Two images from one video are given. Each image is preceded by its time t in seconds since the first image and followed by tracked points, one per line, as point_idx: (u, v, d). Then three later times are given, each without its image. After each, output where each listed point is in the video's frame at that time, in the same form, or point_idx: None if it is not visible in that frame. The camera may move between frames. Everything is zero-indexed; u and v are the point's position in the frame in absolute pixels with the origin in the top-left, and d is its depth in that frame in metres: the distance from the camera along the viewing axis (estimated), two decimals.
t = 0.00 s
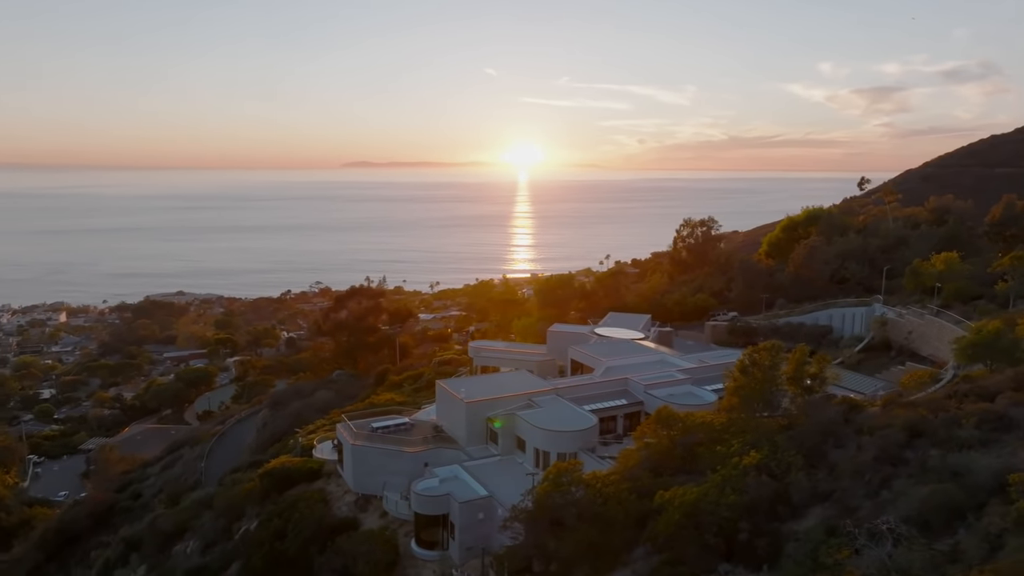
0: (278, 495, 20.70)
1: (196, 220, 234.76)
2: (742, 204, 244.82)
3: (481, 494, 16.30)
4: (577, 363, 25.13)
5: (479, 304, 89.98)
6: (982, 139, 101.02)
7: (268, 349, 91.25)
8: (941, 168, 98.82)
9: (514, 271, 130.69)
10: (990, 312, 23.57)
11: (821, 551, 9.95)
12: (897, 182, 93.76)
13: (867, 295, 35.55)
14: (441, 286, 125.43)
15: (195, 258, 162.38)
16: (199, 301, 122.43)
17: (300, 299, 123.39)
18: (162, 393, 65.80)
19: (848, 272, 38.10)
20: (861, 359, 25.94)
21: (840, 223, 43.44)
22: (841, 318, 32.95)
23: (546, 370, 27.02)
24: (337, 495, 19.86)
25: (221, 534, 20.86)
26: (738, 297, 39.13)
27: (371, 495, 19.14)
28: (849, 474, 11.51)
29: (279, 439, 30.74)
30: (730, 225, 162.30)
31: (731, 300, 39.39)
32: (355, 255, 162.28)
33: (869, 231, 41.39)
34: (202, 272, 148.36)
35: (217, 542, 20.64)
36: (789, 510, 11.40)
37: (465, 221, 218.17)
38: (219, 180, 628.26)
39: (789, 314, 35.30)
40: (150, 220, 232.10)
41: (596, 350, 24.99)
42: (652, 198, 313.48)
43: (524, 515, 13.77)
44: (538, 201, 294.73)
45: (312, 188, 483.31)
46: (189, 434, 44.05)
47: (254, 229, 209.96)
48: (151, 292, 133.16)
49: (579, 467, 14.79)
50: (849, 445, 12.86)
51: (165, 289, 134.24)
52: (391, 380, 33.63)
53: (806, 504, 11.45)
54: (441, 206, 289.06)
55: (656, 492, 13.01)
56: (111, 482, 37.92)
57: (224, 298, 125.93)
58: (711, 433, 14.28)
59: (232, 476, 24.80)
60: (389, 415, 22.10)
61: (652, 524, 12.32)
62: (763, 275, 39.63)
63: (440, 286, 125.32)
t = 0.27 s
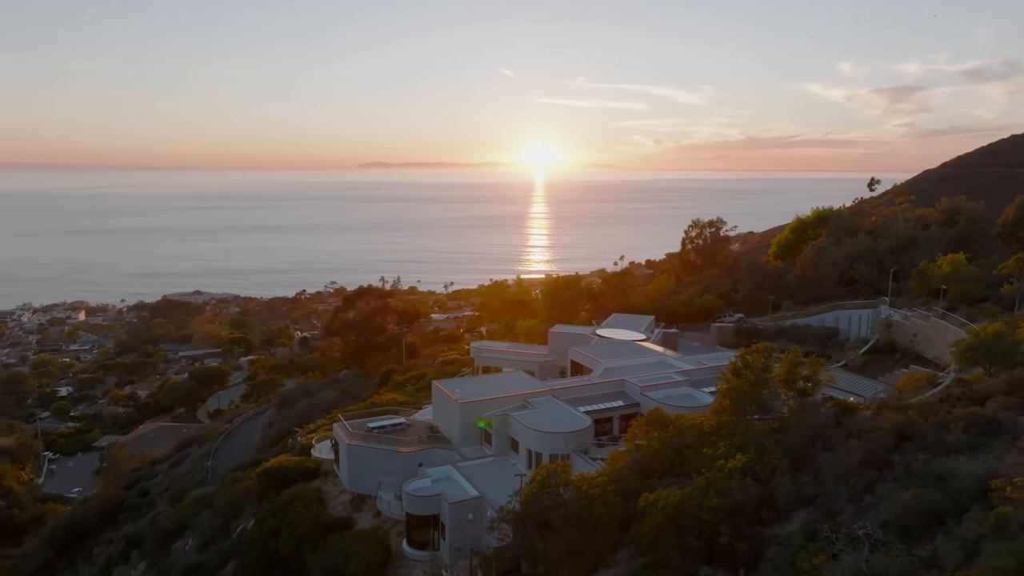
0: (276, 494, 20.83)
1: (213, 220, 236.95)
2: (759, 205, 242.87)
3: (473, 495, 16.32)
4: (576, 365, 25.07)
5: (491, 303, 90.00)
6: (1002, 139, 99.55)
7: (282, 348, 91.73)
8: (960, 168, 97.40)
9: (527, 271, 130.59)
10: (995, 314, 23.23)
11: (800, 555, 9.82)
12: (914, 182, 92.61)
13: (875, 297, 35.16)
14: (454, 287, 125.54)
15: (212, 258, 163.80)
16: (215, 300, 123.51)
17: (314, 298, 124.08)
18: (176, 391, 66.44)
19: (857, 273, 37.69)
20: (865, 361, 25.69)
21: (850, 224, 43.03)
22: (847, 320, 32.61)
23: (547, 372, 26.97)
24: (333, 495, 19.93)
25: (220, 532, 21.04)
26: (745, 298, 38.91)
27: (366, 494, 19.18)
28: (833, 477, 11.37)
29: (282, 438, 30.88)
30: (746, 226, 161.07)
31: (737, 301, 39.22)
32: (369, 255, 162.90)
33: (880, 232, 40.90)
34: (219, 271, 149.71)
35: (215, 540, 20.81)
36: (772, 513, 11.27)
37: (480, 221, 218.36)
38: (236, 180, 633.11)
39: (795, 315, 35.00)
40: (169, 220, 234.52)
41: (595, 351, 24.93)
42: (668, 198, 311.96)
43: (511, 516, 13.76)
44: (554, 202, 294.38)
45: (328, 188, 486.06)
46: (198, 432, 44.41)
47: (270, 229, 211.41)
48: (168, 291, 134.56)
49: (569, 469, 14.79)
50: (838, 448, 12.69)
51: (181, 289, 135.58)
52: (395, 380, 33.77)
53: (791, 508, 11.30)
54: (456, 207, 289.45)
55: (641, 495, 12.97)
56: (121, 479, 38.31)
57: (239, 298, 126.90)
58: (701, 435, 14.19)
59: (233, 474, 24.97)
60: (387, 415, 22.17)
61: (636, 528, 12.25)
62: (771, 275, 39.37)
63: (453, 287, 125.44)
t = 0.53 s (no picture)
0: (273, 491, 20.98)
1: (229, 219, 238.72)
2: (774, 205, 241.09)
3: (465, 495, 16.32)
4: (576, 365, 25.04)
5: (503, 300, 89.97)
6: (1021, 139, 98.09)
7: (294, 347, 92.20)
8: (978, 168, 96.07)
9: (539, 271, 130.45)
10: (999, 317, 22.92)
11: (780, 558, 9.73)
12: (930, 183, 91.51)
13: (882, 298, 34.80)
14: (467, 286, 125.57)
15: (226, 257, 165.08)
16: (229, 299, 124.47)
17: (327, 297, 124.61)
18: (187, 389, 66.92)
19: (864, 274, 37.39)
20: (868, 363, 25.44)
21: (859, 224, 42.60)
22: (853, 321, 32.25)
23: (547, 370, 26.94)
24: (330, 492, 20.02)
25: (219, 528, 21.20)
26: (750, 299, 38.78)
27: (362, 492, 19.21)
28: (818, 479, 11.27)
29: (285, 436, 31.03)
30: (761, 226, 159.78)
31: (743, 302, 39.09)
32: (382, 254, 163.42)
33: (889, 233, 40.47)
34: (233, 270, 150.86)
35: (214, 536, 20.99)
36: (756, 516, 11.17)
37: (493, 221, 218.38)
38: (252, 180, 637.53)
39: (800, 317, 34.75)
40: (185, 220, 236.42)
41: (595, 351, 24.90)
42: (682, 198, 310.43)
43: (500, 516, 13.80)
44: (567, 202, 293.96)
45: (343, 188, 487.97)
46: (205, 430, 44.74)
47: (285, 229, 212.67)
48: (183, 290, 135.77)
49: (559, 469, 14.74)
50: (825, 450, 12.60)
51: (196, 287, 136.72)
52: (397, 379, 33.91)
53: (775, 510, 11.19)
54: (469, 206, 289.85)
55: (627, 495, 12.98)
56: (129, 476, 38.67)
57: (253, 297, 127.81)
58: (690, 436, 14.15)
59: (234, 471, 25.13)
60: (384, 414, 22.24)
61: (619, 529, 12.24)
62: (778, 275, 39.15)
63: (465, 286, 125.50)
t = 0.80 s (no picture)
0: (272, 489, 21.13)
1: (246, 219, 240.66)
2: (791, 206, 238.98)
3: (456, 494, 16.34)
4: (575, 365, 25.02)
5: (514, 299, 89.92)
6: None
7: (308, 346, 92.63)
8: (997, 168, 94.62)
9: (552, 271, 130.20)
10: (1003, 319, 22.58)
11: (756, 561, 9.66)
12: (947, 183, 90.29)
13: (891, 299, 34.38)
14: (481, 286, 125.58)
15: (243, 257, 166.36)
16: (244, 298, 125.40)
17: (340, 296, 125.18)
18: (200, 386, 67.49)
19: (873, 275, 36.94)
20: (872, 365, 25.15)
21: (870, 224, 42.16)
22: (859, 322, 31.99)
23: (548, 370, 26.94)
24: (326, 490, 20.13)
25: (217, 525, 21.36)
26: (758, 300, 38.62)
27: (357, 491, 19.29)
28: (799, 483, 11.19)
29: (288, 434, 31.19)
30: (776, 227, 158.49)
31: (750, 303, 38.94)
32: (397, 254, 163.91)
33: (899, 234, 39.99)
34: (249, 269, 152.02)
35: (212, 532, 21.16)
36: (737, 519, 11.09)
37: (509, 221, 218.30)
38: (269, 180, 642.01)
39: (807, 318, 34.47)
40: (203, 219, 238.76)
41: (594, 351, 24.86)
42: (698, 198, 308.58)
43: (488, 517, 13.84)
44: (583, 202, 293.33)
45: (361, 188, 490.10)
46: (214, 427, 45.12)
47: (301, 228, 213.97)
48: (199, 289, 136.96)
49: (546, 469, 14.71)
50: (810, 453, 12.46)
51: (213, 286, 137.99)
52: (401, 378, 34.02)
53: (756, 513, 11.11)
54: (485, 207, 289.83)
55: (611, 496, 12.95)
56: (138, 472, 39.06)
57: (267, 295, 128.75)
58: (677, 437, 14.09)
59: (235, 468, 25.32)
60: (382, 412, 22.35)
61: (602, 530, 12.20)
62: (786, 276, 38.96)
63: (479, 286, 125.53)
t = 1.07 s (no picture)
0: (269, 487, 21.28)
1: (264, 219, 242.54)
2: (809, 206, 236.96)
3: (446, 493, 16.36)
4: (574, 365, 24.98)
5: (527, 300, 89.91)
6: None
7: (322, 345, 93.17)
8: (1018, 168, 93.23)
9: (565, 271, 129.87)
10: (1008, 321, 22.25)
11: (732, 563, 9.60)
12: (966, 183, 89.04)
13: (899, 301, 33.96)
14: (495, 286, 125.57)
15: (259, 257, 167.56)
16: (259, 297, 126.27)
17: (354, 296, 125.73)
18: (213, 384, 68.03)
19: (882, 276, 36.45)
20: (875, 367, 24.88)
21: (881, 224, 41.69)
22: (865, 324, 31.64)
23: (549, 370, 26.91)
24: (322, 489, 20.23)
25: (216, 522, 21.54)
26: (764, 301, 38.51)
27: (352, 490, 19.34)
28: (781, 485, 11.10)
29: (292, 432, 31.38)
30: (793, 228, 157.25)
31: (757, 304, 39.09)
32: (411, 254, 164.37)
33: (909, 235, 39.52)
34: (264, 269, 153.13)
35: (211, 529, 21.34)
36: (717, 521, 11.03)
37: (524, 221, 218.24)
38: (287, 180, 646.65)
39: (813, 319, 34.24)
40: (220, 219, 240.82)
41: (593, 352, 24.80)
42: (714, 199, 306.66)
43: (476, 516, 13.87)
44: (598, 203, 292.56)
45: (380, 189, 492.11)
46: (223, 425, 45.49)
47: (317, 228, 215.13)
48: (215, 288, 138.09)
49: (535, 469, 14.76)
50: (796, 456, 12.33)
51: (228, 285, 139.19)
52: (404, 377, 34.12)
53: (737, 515, 11.03)
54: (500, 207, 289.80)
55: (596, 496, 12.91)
56: (147, 469, 39.48)
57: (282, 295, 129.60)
58: (665, 438, 14.03)
59: (237, 466, 25.55)
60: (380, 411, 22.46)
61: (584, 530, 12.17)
62: (793, 277, 38.75)
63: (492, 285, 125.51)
